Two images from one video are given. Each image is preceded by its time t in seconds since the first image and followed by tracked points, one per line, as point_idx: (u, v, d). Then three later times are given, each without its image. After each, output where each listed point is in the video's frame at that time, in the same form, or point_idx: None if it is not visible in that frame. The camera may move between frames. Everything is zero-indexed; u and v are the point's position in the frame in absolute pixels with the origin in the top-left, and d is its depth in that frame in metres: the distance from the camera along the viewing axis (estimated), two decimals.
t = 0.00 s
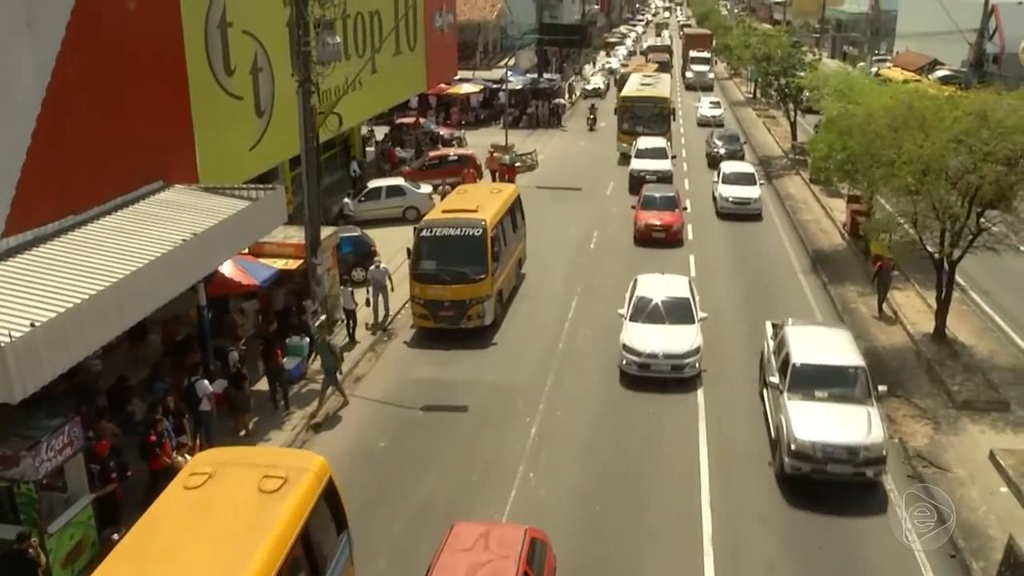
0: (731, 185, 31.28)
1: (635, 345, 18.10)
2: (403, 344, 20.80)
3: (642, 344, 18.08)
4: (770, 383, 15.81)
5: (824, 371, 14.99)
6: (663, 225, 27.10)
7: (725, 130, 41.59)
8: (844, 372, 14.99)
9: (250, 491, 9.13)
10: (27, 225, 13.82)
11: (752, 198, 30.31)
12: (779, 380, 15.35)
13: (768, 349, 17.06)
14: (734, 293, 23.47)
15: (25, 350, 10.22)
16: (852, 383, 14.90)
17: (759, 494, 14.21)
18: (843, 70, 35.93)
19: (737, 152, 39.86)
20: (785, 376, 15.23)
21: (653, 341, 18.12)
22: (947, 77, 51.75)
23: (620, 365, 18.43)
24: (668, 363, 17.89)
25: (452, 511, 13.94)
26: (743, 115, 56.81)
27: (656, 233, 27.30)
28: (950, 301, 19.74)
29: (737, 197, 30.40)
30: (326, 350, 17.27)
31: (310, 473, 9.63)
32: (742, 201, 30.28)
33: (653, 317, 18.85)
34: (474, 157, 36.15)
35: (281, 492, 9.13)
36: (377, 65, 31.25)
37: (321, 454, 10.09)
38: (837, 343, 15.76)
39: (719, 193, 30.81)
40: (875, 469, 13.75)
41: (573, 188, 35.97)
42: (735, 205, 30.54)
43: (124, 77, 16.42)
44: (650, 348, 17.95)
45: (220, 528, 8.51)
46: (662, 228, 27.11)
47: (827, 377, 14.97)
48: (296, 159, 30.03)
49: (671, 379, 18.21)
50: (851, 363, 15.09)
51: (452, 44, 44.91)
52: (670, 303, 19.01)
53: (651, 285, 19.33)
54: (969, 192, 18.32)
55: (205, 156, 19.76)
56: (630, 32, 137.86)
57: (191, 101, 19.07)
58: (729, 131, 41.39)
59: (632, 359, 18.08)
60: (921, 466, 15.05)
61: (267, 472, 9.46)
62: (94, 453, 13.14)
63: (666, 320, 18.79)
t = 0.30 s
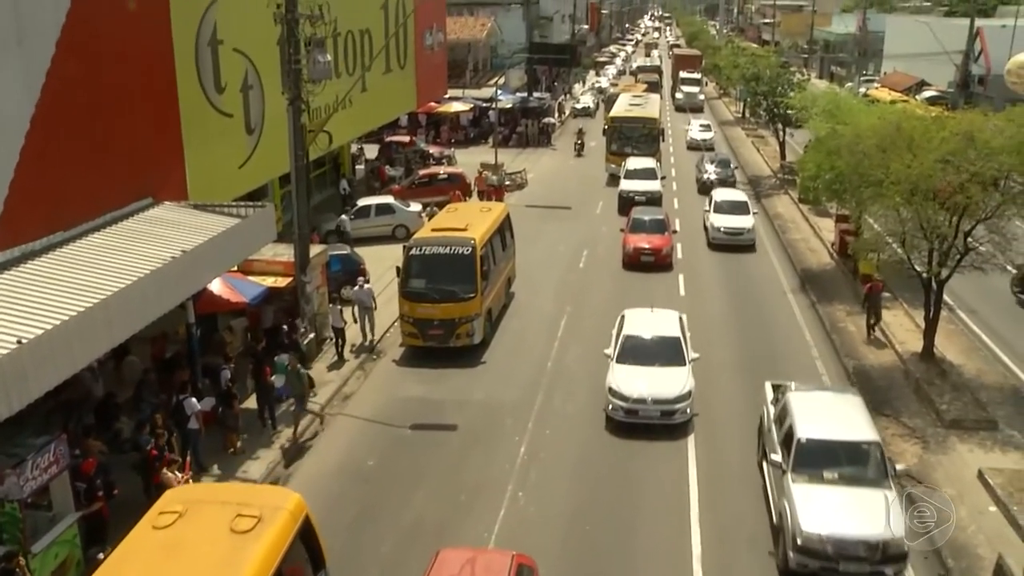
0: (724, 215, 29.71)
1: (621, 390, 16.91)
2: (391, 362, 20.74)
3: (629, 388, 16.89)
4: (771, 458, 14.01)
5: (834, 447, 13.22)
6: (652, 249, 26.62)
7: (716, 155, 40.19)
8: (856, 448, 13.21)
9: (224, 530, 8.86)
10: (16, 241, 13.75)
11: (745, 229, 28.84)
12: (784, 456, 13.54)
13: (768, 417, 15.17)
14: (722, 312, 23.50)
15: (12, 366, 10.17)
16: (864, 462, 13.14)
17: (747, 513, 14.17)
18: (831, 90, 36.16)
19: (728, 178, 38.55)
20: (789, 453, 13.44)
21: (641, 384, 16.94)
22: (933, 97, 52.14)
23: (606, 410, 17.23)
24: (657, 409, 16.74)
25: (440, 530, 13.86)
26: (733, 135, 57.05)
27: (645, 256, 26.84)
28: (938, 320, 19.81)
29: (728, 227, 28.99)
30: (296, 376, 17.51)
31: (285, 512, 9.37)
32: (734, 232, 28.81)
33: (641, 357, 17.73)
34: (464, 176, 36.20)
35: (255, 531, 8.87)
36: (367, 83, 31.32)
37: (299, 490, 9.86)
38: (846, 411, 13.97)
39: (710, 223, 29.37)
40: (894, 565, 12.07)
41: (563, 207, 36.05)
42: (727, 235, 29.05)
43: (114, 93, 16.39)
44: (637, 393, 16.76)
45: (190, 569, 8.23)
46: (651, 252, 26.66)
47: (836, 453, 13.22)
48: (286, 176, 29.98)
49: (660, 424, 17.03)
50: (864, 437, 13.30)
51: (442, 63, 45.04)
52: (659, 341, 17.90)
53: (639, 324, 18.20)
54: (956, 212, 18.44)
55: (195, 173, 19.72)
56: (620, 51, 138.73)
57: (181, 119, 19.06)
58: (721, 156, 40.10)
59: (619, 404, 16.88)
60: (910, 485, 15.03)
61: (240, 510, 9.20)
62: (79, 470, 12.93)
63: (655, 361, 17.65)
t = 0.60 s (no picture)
0: (720, 242, 28.20)
1: (611, 434, 15.69)
2: (384, 378, 20.68)
3: (620, 433, 15.65)
4: (780, 550, 11.99)
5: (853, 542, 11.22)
6: (643, 269, 26.07)
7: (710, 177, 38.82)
8: (880, 543, 11.23)
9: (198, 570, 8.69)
10: (7, 257, 13.71)
11: (741, 256, 27.46)
12: (796, 553, 11.50)
13: (773, 495, 13.06)
14: (715, 327, 23.54)
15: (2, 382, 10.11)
16: (889, 560, 11.18)
17: (740, 529, 14.14)
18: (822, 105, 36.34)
19: (722, 200, 37.24)
20: (801, 547, 11.43)
21: (632, 429, 15.70)
22: (923, 113, 52.45)
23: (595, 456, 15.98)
24: (650, 455, 15.47)
25: (432, 547, 13.79)
26: (724, 150, 57.31)
27: (637, 277, 26.23)
28: (929, 334, 19.87)
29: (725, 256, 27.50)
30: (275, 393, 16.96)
31: (262, 551, 9.18)
32: (730, 259, 27.40)
33: (631, 398, 16.57)
34: (456, 191, 36.24)
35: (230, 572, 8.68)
36: (359, 99, 31.38)
37: (278, 528, 9.71)
38: (868, 493, 11.97)
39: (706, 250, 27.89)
40: None
41: (555, 223, 36.12)
42: (723, 263, 27.59)
43: (106, 109, 16.38)
44: (628, 438, 15.51)
45: None
46: (642, 273, 26.13)
47: (857, 550, 11.23)
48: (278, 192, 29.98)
49: (653, 471, 15.77)
50: (888, 531, 11.29)
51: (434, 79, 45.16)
52: (651, 382, 16.77)
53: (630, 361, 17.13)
54: (947, 227, 18.52)
55: (187, 189, 19.70)
56: (612, 67, 139.39)
57: (173, 135, 19.05)
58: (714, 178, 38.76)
59: (609, 450, 15.64)
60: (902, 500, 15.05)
61: (215, 550, 9.02)
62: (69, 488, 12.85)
63: (647, 404, 16.51)
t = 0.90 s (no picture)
0: (716, 267, 26.56)
1: (603, 482, 14.40)
2: (376, 392, 20.62)
3: (613, 480, 14.38)
4: None
5: None
6: (635, 288, 25.33)
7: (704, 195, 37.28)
8: None
9: None
10: None
11: (738, 281, 25.82)
12: None
13: None
14: (707, 338, 23.57)
15: None
16: None
17: (735, 540, 14.10)
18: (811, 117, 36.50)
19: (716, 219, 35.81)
20: None
21: (626, 475, 14.44)
22: (912, 123, 52.74)
23: (586, 505, 14.70)
24: (644, 506, 14.18)
25: (424, 561, 13.72)
26: (715, 162, 57.48)
27: (628, 296, 25.48)
28: (921, 344, 19.92)
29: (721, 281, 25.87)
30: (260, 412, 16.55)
31: None
32: (727, 284, 25.78)
33: (623, 442, 15.28)
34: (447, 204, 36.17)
35: None
36: (350, 112, 31.41)
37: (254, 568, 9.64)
38: None
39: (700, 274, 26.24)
40: None
41: (546, 235, 36.15)
42: (719, 289, 25.95)
43: (97, 123, 16.36)
44: (622, 486, 14.25)
45: None
46: (634, 291, 25.40)
47: None
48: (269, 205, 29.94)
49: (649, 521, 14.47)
50: None
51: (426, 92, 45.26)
52: (645, 423, 15.45)
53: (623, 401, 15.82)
54: (937, 237, 18.60)
55: (178, 203, 19.67)
56: (602, 79, 139.90)
57: (165, 148, 19.03)
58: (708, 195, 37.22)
59: (601, 502, 14.35)
60: (896, 510, 15.04)
61: None
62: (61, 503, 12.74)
63: (642, 447, 15.22)
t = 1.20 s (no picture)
0: (712, 300, 24.94)
1: (593, 543, 13.16)
2: (366, 410, 20.55)
3: (602, 541, 13.14)
4: None
5: None
6: (625, 312, 24.76)
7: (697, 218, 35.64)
8: None
9: None
10: None
11: (735, 315, 24.25)
12: None
13: None
14: (698, 355, 23.60)
15: None
16: None
17: (726, 556, 14.08)
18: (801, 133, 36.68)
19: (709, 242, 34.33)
20: None
21: (617, 535, 13.22)
22: (900, 139, 53.08)
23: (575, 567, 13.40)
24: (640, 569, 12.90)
25: None
26: (706, 179, 57.69)
27: (618, 321, 24.91)
28: (911, 360, 19.97)
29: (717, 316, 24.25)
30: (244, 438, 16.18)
31: None
32: (723, 318, 24.17)
33: (613, 497, 14.00)
34: (438, 222, 36.16)
35: None
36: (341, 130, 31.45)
37: None
38: None
39: (694, 308, 24.65)
40: None
41: (537, 252, 36.20)
42: (715, 324, 24.35)
43: (88, 141, 16.35)
44: (612, 547, 13.00)
45: None
46: (624, 315, 24.83)
47: None
48: (260, 223, 29.90)
49: None
50: None
51: (416, 109, 45.36)
52: (637, 476, 14.16)
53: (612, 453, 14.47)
54: (926, 252, 18.69)
55: (169, 220, 19.65)
56: (593, 96, 140.46)
57: (156, 166, 19.02)
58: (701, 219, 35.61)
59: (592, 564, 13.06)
60: (887, 526, 15.01)
61: None
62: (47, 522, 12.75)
63: (635, 502, 13.94)
